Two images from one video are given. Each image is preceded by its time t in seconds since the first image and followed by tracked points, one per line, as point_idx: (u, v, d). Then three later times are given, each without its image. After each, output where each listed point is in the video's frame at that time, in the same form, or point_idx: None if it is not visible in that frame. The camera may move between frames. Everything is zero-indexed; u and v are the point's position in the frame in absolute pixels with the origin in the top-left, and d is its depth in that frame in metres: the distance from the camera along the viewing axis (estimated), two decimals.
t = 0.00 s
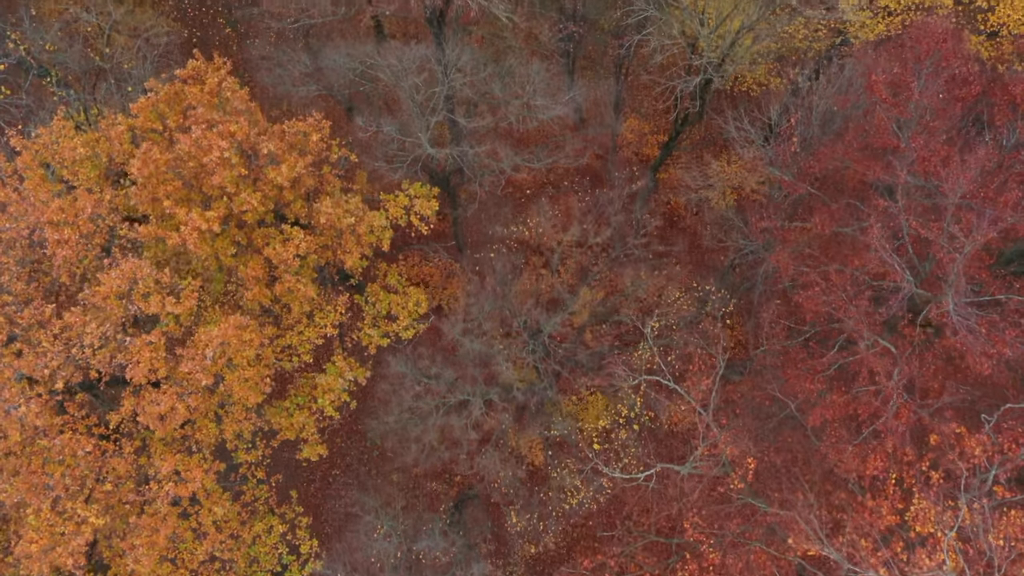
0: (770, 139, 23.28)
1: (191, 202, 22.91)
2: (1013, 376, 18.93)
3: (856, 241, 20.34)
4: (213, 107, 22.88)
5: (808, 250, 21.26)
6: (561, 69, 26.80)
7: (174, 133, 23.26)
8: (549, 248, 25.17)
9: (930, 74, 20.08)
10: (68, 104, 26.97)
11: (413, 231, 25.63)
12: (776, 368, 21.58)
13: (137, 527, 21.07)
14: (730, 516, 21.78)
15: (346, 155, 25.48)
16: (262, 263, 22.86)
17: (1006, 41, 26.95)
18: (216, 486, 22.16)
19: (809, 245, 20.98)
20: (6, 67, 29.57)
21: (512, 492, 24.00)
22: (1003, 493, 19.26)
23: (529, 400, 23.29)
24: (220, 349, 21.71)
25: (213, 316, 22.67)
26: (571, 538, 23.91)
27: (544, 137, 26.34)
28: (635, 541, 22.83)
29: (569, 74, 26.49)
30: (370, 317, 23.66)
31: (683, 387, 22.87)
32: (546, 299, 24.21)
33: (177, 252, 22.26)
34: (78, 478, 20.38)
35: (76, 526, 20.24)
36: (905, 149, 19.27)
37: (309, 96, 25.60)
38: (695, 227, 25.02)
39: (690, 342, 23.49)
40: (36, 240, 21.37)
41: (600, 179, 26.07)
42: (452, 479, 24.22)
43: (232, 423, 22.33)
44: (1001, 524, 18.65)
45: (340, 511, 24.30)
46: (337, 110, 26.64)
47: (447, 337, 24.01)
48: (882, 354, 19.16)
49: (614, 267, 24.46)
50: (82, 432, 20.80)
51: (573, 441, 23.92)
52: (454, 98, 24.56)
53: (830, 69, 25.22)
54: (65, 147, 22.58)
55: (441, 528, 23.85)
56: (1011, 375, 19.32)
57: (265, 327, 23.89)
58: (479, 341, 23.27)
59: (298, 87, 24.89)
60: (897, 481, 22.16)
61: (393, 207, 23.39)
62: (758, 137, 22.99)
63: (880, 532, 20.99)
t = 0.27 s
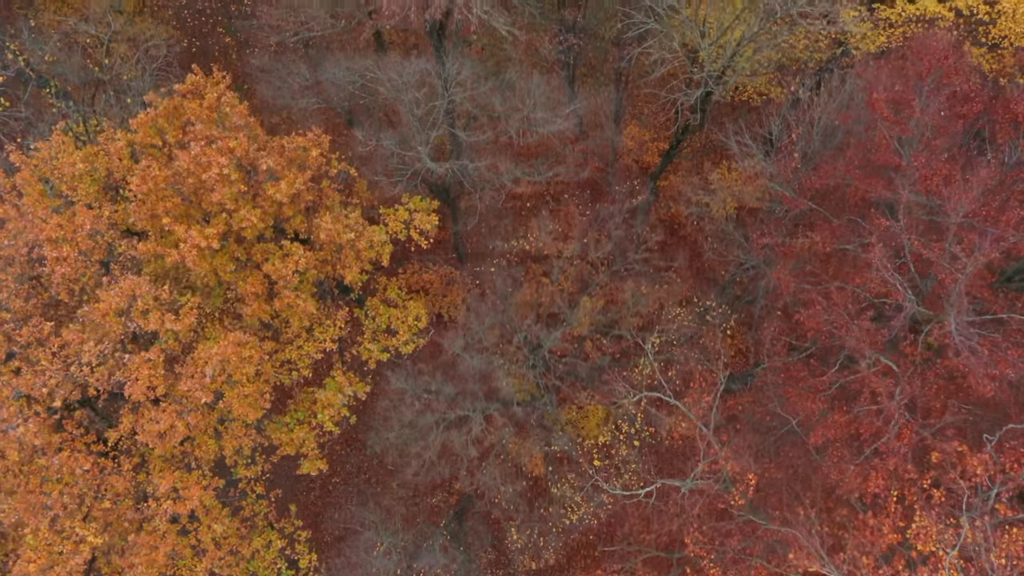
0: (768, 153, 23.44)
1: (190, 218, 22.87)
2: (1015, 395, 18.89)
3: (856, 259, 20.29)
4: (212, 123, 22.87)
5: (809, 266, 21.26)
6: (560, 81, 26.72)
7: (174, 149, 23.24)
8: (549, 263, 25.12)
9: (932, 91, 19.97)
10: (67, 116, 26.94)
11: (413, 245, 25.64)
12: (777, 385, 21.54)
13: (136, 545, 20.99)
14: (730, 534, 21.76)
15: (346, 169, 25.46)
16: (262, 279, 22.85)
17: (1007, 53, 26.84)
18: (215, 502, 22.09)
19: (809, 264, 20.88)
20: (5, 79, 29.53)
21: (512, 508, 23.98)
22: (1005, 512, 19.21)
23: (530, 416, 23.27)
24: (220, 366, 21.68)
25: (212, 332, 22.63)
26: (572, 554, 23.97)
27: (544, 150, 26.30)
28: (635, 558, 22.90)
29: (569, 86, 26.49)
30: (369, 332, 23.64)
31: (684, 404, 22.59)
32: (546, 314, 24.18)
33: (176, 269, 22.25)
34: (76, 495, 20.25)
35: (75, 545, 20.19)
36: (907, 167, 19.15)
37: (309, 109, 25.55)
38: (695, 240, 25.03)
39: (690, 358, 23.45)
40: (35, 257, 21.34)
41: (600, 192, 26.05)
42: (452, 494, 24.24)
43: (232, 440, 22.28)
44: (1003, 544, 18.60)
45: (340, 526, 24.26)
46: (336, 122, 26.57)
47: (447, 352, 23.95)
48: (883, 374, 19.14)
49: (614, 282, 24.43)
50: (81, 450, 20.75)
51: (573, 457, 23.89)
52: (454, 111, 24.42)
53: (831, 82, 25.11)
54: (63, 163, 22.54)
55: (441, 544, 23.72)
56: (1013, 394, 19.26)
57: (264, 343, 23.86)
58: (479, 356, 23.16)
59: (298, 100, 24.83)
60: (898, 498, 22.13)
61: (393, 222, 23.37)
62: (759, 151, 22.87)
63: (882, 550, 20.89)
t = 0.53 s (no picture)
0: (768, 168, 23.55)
1: (189, 234, 22.85)
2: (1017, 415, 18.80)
3: (857, 277, 20.22)
4: (212, 139, 22.89)
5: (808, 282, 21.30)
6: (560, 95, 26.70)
7: (172, 164, 23.23)
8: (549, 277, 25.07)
9: (933, 108, 19.92)
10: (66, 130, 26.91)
11: (412, 259, 25.63)
12: (777, 402, 21.46)
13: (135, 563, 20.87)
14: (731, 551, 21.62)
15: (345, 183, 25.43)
16: (261, 294, 22.83)
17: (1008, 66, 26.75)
18: (214, 519, 22.00)
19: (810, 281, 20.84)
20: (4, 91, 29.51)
21: (512, 524, 23.85)
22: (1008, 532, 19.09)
23: (530, 432, 23.23)
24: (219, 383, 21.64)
25: (212, 349, 22.61)
26: (572, 570, 23.88)
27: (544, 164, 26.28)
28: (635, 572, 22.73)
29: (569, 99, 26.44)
30: (369, 347, 23.60)
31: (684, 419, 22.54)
32: (546, 330, 24.12)
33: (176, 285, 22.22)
34: (74, 514, 20.18)
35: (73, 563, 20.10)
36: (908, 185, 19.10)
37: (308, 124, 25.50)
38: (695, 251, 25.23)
39: (691, 374, 23.39)
40: (33, 274, 21.31)
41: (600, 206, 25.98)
42: (452, 510, 24.11)
43: (231, 456, 22.22)
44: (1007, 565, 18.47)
45: (340, 542, 24.15)
46: (335, 137, 26.52)
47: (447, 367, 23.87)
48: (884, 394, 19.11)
49: (615, 297, 24.37)
50: (79, 468, 20.69)
51: (573, 472, 23.78)
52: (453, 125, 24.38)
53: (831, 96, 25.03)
54: (62, 179, 22.53)
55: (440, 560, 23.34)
56: (1015, 414, 19.19)
57: (264, 358, 23.83)
58: (479, 373, 23.17)
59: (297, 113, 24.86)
60: (900, 515, 22.01)
61: (392, 236, 23.35)
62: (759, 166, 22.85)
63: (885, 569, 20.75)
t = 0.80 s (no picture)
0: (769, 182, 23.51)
1: (189, 250, 22.84)
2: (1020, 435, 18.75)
3: (858, 295, 20.18)
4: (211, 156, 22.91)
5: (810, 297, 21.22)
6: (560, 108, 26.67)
7: (172, 180, 23.22)
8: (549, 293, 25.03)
9: (934, 126, 19.88)
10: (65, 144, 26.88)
11: (412, 273, 25.60)
12: (778, 419, 21.39)
13: None
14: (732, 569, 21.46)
15: (345, 198, 25.41)
16: (261, 311, 22.79)
17: (1009, 80, 26.69)
18: (213, 537, 21.90)
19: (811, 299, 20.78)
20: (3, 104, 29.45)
21: (512, 541, 23.78)
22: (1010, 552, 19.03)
23: (530, 449, 23.20)
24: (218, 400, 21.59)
25: (212, 365, 22.59)
26: None
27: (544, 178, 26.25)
28: None
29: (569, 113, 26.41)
30: (369, 362, 23.55)
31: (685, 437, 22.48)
32: (546, 345, 24.07)
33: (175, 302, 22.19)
34: (73, 532, 20.10)
35: None
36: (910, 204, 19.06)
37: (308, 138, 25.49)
38: (695, 265, 25.10)
39: (691, 391, 23.35)
40: (32, 292, 21.26)
41: (600, 221, 25.94)
42: (452, 527, 24.02)
43: (231, 473, 22.16)
44: None
45: (339, 558, 24.04)
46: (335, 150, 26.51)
47: (447, 383, 23.83)
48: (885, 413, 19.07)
49: (615, 312, 24.33)
50: (78, 486, 20.61)
51: (574, 489, 23.73)
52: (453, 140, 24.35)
53: (832, 111, 24.98)
54: (61, 195, 22.48)
55: None
56: (1017, 434, 19.14)
57: (263, 374, 23.79)
58: (479, 389, 23.15)
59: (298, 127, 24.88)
60: (902, 533, 21.95)
61: (392, 251, 23.32)
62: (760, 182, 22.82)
63: None
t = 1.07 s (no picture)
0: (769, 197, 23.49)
1: (189, 267, 22.81)
2: None
3: (860, 314, 20.12)
4: (211, 172, 22.90)
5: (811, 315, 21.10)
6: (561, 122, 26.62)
7: (171, 196, 23.18)
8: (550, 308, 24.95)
9: (936, 144, 19.84)
10: (65, 157, 26.87)
11: (412, 288, 25.55)
12: (780, 437, 21.30)
13: None
14: None
15: (345, 212, 25.37)
16: (261, 327, 22.73)
17: (1010, 95, 26.64)
18: (212, 555, 21.80)
19: (813, 317, 20.71)
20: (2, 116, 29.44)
21: (513, 558, 23.66)
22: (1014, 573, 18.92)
23: (531, 465, 23.13)
24: (218, 418, 21.52)
25: (211, 382, 22.53)
26: None
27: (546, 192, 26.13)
28: None
29: (570, 127, 26.28)
30: (369, 377, 23.47)
31: (687, 455, 22.22)
32: (547, 361, 24.02)
33: (174, 319, 22.14)
34: (71, 551, 20.04)
35: None
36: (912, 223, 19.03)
37: (308, 153, 25.45)
38: (696, 278, 24.80)
39: (693, 407, 23.27)
40: (31, 309, 21.25)
41: (601, 235, 25.88)
42: (453, 542, 23.95)
43: (230, 491, 22.06)
44: None
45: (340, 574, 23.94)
46: (335, 164, 26.46)
47: (447, 399, 23.76)
48: (888, 434, 18.99)
49: (616, 327, 24.29)
50: (76, 504, 20.53)
51: (575, 505, 23.65)
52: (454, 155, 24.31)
53: (833, 126, 24.95)
54: (60, 211, 22.46)
55: None
56: (1019, 454, 19.08)
57: (263, 390, 23.71)
58: (480, 406, 23.07)
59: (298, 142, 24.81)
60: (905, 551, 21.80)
61: (392, 266, 23.25)
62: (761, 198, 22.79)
63: None
